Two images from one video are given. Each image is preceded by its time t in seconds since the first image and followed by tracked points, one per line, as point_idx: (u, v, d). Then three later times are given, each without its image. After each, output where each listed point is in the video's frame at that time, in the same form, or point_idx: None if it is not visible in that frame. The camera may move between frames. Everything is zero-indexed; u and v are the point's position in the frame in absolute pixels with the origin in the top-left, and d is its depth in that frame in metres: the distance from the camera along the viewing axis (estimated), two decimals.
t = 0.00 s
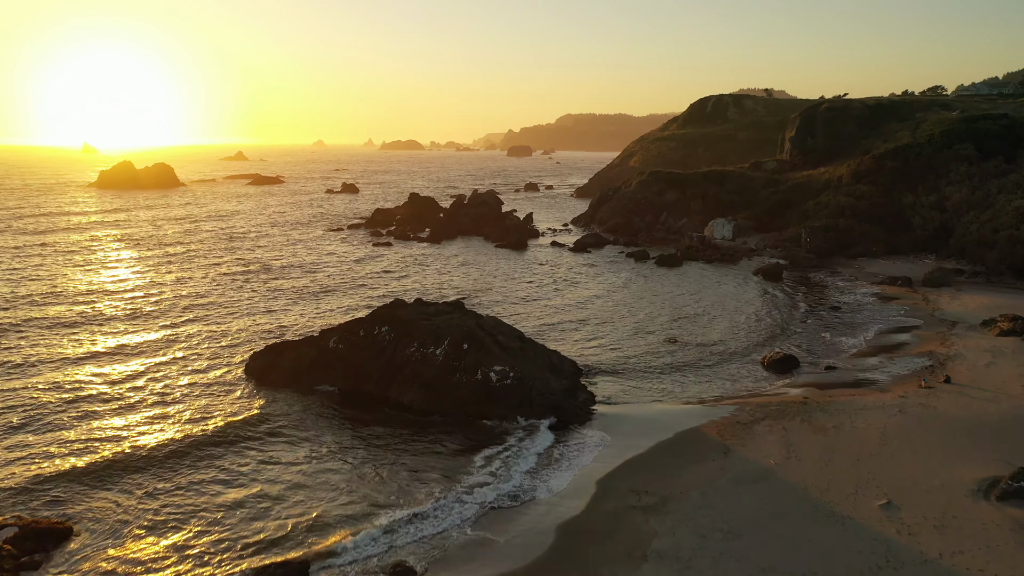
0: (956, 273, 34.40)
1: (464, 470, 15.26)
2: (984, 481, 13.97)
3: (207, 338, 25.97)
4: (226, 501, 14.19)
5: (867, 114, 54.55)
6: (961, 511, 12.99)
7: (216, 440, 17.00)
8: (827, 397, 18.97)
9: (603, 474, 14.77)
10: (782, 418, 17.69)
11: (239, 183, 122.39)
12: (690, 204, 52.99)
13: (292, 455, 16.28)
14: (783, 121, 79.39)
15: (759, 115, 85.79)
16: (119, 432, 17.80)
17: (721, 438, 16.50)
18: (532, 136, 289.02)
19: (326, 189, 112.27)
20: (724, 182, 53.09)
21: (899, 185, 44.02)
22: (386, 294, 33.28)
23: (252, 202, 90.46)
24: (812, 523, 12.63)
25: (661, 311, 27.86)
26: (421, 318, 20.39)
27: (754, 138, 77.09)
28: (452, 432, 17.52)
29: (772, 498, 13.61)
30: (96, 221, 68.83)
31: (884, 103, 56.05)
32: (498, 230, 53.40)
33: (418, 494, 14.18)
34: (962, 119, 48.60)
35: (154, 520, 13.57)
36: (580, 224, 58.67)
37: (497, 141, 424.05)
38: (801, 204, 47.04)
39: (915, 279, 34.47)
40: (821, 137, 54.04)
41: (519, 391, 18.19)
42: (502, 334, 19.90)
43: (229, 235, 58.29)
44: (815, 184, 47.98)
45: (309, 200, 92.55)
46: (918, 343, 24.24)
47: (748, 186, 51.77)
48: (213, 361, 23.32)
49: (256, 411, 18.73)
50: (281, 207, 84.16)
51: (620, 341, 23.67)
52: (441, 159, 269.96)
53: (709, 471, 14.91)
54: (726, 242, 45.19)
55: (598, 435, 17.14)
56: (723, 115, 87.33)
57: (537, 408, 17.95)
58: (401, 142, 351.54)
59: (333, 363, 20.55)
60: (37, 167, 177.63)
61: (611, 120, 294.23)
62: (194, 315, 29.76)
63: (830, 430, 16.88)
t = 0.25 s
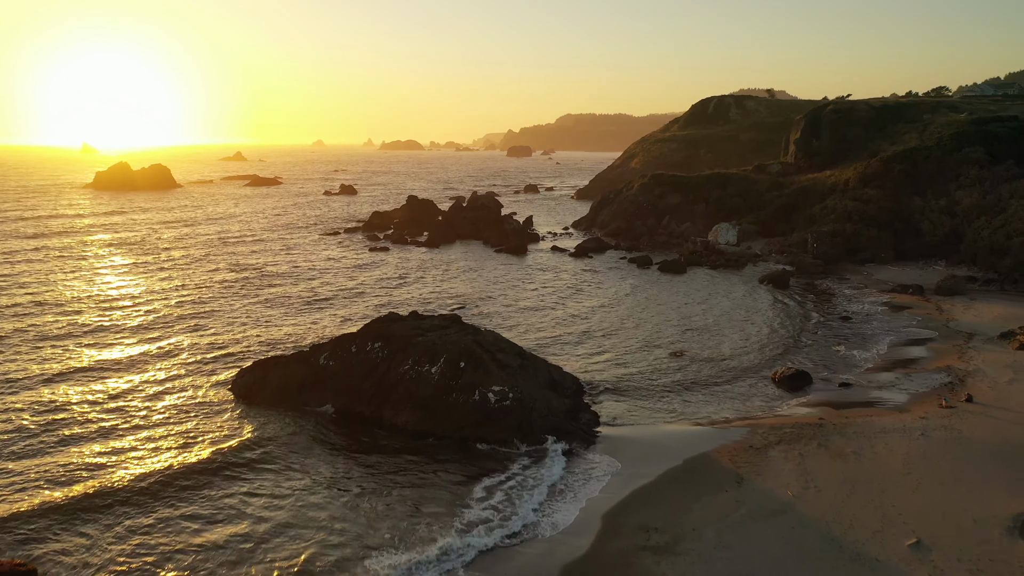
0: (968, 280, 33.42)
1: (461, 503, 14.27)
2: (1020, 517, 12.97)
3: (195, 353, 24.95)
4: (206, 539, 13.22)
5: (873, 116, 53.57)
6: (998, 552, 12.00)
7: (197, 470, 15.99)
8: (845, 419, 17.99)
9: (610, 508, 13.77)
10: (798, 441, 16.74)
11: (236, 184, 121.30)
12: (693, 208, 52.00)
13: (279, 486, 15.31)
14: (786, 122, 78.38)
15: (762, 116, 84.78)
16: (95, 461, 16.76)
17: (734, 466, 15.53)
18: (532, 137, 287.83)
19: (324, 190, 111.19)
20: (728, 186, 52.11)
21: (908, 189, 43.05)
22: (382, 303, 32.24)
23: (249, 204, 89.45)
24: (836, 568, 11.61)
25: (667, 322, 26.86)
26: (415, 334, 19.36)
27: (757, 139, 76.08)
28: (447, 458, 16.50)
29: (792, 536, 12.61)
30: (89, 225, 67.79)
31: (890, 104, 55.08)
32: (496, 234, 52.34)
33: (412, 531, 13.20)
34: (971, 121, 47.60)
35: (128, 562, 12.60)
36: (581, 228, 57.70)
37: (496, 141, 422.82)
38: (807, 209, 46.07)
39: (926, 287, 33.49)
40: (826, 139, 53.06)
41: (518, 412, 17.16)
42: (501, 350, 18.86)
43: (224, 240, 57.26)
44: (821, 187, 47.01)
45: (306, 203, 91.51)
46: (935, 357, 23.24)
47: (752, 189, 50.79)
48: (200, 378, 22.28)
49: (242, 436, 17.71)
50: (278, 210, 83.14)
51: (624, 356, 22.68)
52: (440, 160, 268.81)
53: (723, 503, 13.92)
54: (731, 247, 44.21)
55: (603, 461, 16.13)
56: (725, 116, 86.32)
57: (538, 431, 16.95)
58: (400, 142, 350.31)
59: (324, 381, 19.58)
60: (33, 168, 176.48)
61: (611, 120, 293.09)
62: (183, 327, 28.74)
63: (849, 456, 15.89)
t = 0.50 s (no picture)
0: (980, 287, 32.58)
1: (458, 535, 13.43)
2: None
3: (184, 366, 24.08)
4: None
5: (878, 118, 52.73)
6: None
7: (180, 497, 15.14)
8: (861, 439, 17.17)
9: (616, 541, 12.91)
10: (813, 464, 15.93)
11: (234, 186, 120.36)
12: (696, 211, 51.16)
13: (265, 515, 14.45)
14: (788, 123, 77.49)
15: (764, 117, 83.88)
16: (75, 487, 15.91)
17: (746, 492, 14.68)
18: (532, 137, 286.83)
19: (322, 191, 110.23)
20: (732, 189, 51.28)
21: (915, 192, 42.20)
22: (378, 312, 31.34)
23: (246, 206, 88.59)
24: None
25: (671, 333, 26.01)
26: (411, 349, 18.50)
27: (760, 141, 75.20)
28: (444, 483, 15.62)
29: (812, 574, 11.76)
30: (84, 228, 66.91)
31: (895, 106, 54.24)
32: (495, 237, 51.47)
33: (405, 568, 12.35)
34: (979, 123, 46.74)
35: None
36: (582, 231, 56.89)
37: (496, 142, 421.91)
38: (812, 213, 45.23)
39: (936, 294, 32.64)
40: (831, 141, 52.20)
41: (518, 433, 16.27)
42: (500, 367, 17.97)
43: (220, 244, 56.42)
44: (827, 190, 46.18)
45: (304, 205, 90.62)
46: (951, 370, 22.40)
47: (756, 192, 49.94)
48: (188, 394, 21.43)
49: (230, 459, 16.87)
50: (276, 212, 82.26)
51: (628, 370, 21.85)
52: (440, 160, 267.89)
53: (737, 535, 13.07)
54: (735, 252, 43.37)
55: (607, 486, 15.28)
56: (727, 117, 85.44)
57: (538, 454, 16.08)
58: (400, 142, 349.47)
59: (314, 399, 18.71)
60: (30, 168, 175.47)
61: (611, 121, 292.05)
62: (173, 337, 27.88)
63: (868, 481, 15.05)
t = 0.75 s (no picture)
0: (993, 296, 31.63)
1: None
2: None
3: (170, 383, 23.09)
4: None
5: (885, 120, 51.78)
6: None
7: (158, 533, 14.17)
8: (881, 465, 16.21)
9: None
10: (833, 493, 14.96)
11: (232, 188, 119.45)
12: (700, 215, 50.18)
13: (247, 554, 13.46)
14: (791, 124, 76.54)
15: (766, 118, 82.94)
16: (49, 521, 14.95)
17: (762, 527, 13.71)
18: (531, 137, 285.80)
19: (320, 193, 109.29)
20: (735, 192, 50.32)
21: (924, 196, 41.24)
22: (374, 323, 30.39)
23: (243, 209, 87.58)
24: None
25: (678, 346, 25.03)
26: (404, 368, 17.50)
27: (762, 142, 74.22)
28: (439, 516, 14.65)
29: None
30: (77, 232, 65.88)
31: (901, 108, 53.30)
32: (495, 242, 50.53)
33: None
34: (988, 126, 45.80)
35: None
36: (583, 235, 55.93)
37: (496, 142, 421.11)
38: (818, 217, 44.27)
39: (949, 302, 31.69)
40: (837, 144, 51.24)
41: (518, 461, 15.28)
42: (500, 388, 16.96)
43: (215, 250, 55.46)
44: (833, 194, 45.23)
45: (302, 207, 89.63)
46: (970, 386, 21.42)
47: (760, 196, 48.96)
48: (173, 415, 20.42)
49: (213, 490, 15.90)
50: (273, 215, 81.31)
51: (633, 387, 20.88)
52: (439, 160, 266.91)
53: None
54: (740, 258, 42.40)
55: (613, 519, 14.29)
56: (729, 119, 84.48)
57: (539, 483, 15.08)
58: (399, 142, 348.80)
59: (303, 421, 17.72)
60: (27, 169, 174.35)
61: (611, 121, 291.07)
62: (162, 351, 26.94)
63: (892, 514, 14.07)
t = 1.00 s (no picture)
0: (1006, 303, 30.78)
1: None
2: None
3: (160, 398, 22.33)
4: None
5: (891, 122, 50.90)
6: None
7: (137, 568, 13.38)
8: (901, 490, 15.37)
9: None
10: (852, 522, 14.12)
11: (231, 189, 118.73)
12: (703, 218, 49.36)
13: None
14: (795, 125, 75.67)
15: (769, 118, 82.09)
16: (24, 554, 14.17)
17: (778, 561, 12.87)
18: (532, 137, 284.91)
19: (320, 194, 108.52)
20: (739, 195, 49.51)
21: (932, 200, 40.39)
22: (371, 332, 29.62)
23: (241, 211, 86.82)
24: None
25: (684, 358, 24.19)
26: (399, 387, 16.61)
27: (766, 143, 73.33)
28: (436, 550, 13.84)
29: None
30: (73, 235, 65.17)
31: (908, 109, 52.43)
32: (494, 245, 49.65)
33: None
34: (997, 127, 44.91)
35: None
36: (585, 238, 55.11)
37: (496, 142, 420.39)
38: (824, 221, 43.43)
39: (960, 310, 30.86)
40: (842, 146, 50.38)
41: (519, 488, 14.40)
42: (499, 408, 16.05)
43: (212, 254, 54.79)
44: (839, 197, 44.40)
45: (301, 209, 88.91)
46: (989, 402, 20.56)
47: (765, 199, 48.14)
48: (160, 434, 19.62)
49: (198, 520, 15.11)
50: (271, 217, 80.61)
51: (639, 404, 20.03)
52: (439, 161, 266.08)
53: None
54: (744, 263, 41.60)
55: (619, 551, 13.43)
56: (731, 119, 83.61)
57: (541, 512, 14.21)
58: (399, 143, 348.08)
59: (293, 442, 16.86)
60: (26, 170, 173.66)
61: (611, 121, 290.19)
62: (153, 362, 26.18)
63: (916, 546, 13.22)
